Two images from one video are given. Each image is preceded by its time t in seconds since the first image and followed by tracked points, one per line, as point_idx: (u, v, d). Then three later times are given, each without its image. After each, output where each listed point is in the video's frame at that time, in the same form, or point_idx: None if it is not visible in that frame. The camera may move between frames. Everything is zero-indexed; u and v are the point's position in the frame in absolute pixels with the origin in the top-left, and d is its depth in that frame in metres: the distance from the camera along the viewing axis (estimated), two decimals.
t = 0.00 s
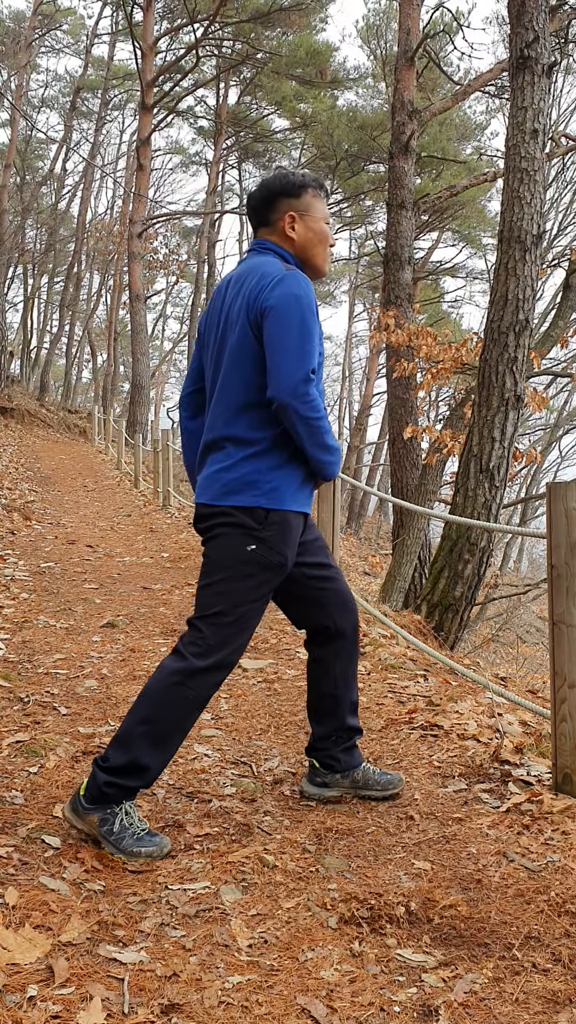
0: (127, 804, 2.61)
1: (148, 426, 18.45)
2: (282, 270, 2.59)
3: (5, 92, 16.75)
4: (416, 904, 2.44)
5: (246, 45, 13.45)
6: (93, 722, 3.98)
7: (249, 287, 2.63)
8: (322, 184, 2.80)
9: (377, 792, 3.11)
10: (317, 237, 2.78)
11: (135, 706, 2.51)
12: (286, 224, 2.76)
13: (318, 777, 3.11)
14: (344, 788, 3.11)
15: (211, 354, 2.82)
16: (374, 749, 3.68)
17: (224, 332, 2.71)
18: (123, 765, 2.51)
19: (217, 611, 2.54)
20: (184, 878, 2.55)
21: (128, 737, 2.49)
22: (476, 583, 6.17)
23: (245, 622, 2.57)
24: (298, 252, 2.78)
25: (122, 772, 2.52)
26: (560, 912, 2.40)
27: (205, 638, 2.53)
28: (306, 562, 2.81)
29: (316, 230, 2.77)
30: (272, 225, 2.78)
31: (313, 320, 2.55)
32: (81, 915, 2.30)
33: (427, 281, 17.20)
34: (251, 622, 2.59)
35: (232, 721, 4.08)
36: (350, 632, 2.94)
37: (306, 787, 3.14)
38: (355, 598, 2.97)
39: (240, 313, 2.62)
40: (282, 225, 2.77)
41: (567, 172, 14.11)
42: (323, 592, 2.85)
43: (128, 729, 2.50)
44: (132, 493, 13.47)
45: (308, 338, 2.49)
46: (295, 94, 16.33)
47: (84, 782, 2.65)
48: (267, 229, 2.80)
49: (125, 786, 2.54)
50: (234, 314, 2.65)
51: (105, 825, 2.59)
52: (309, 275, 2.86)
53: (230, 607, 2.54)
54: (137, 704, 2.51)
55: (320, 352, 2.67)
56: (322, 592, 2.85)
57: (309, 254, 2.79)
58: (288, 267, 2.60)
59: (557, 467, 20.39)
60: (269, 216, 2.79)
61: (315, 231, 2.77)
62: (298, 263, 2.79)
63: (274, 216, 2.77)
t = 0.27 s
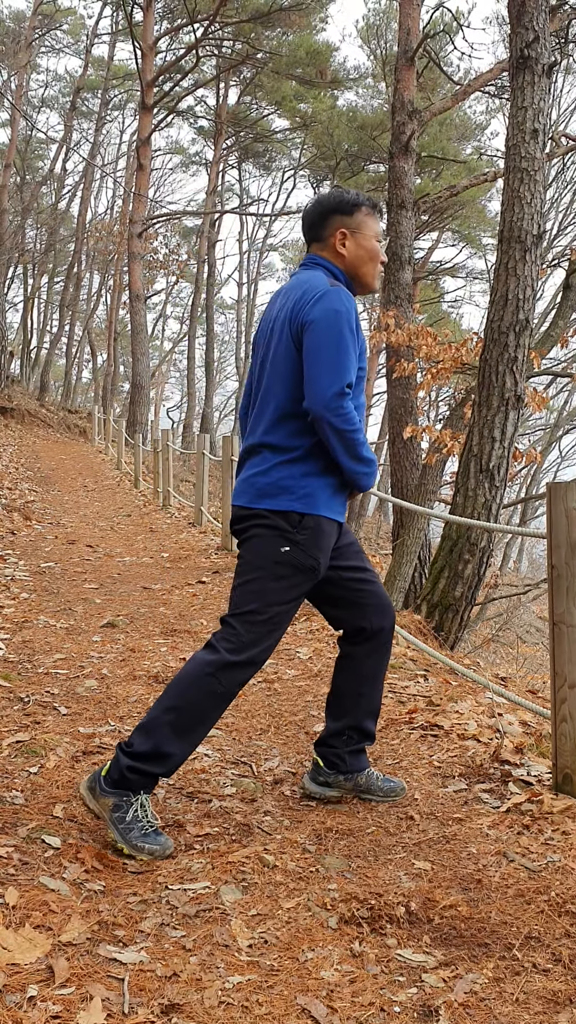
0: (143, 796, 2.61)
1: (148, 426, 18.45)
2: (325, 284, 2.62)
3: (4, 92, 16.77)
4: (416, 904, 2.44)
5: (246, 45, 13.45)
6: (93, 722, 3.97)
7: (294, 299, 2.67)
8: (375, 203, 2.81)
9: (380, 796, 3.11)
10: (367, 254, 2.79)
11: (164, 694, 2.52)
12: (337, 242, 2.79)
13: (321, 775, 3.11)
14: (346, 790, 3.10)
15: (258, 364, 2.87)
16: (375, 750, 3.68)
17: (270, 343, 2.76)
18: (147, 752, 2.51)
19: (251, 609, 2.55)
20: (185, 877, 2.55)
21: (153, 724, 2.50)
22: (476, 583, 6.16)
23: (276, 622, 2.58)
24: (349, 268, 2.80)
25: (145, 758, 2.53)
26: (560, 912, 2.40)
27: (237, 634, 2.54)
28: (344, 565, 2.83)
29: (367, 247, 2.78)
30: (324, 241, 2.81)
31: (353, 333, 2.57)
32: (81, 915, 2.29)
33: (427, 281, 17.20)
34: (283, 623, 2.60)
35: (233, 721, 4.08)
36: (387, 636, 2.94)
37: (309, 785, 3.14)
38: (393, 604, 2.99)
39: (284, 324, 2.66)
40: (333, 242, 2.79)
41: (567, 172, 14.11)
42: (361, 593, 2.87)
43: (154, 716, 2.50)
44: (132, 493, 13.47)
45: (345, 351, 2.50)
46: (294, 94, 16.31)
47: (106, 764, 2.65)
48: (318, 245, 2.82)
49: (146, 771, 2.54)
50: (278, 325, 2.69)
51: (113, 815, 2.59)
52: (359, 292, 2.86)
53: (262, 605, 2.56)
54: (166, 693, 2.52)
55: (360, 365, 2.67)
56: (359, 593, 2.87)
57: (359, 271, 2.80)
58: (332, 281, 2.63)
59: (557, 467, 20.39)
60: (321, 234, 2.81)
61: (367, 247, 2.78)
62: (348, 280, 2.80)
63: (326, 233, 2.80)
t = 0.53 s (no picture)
0: (148, 796, 2.61)
1: (148, 426, 18.45)
2: (327, 281, 2.62)
3: (4, 92, 16.75)
4: (417, 904, 2.44)
5: (247, 45, 13.44)
6: (93, 723, 3.96)
7: (297, 297, 2.68)
8: (384, 200, 2.80)
9: (381, 797, 3.11)
10: (376, 251, 2.79)
11: (167, 689, 2.52)
12: (345, 239, 2.79)
13: (321, 776, 3.11)
14: (349, 790, 3.10)
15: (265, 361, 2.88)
16: (375, 750, 3.67)
17: (275, 340, 2.77)
18: (151, 749, 2.50)
19: (252, 603, 2.55)
20: (186, 878, 2.55)
21: (159, 721, 2.49)
22: (477, 583, 6.16)
23: (278, 617, 2.58)
24: (356, 266, 2.80)
25: (150, 755, 2.52)
26: (560, 912, 2.40)
27: (238, 629, 2.54)
28: (344, 565, 2.83)
29: (375, 245, 2.78)
30: (332, 239, 2.81)
31: (355, 329, 2.56)
32: (82, 915, 2.29)
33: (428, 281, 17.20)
34: (283, 618, 2.60)
35: (233, 722, 4.07)
36: (386, 639, 2.94)
37: (309, 786, 3.14)
38: (394, 606, 2.98)
39: (288, 321, 2.67)
40: (341, 240, 2.79)
41: (568, 172, 14.10)
42: (361, 593, 2.87)
43: (159, 711, 2.50)
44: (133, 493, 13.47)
45: (345, 346, 2.50)
46: (296, 94, 16.27)
47: (113, 760, 2.65)
48: (326, 242, 2.82)
49: (151, 769, 2.54)
50: (283, 323, 2.70)
51: (118, 814, 2.59)
52: (367, 289, 2.86)
53: (263, 600, 2.55)
54: (169, 688, 2.51)
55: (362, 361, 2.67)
56: (360, 593, 2.87)
57: (367, 268, 2.80)
58: (334, 277, 2.62)
59: (558, 467, 20.37)
60: (329, 232, 2.81)
61: (375, 245, 2.78)
62: (355, 277, 2.80)
63: (334, 231, 2.80)
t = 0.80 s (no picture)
0: (149, 796, 2.60)
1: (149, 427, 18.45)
2: (318, 279, 2.62)
3: (5, 93, 16.75)
4: (417, 905, 2.43)
5: (247, 45, 13.43)
6: (94, 723, 3.96)
7: (288, 296, 2.68)
8: (377, 199, 2.80)
9: (381, 797, 3.11)
10: (367, 249, 2.79)
11: (166, 690, 2.51)
12: (336, 237, 2.78)
13: (320, 777, 3.11)
14: (350, 790, 3.10)
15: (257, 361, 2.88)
16: (375, 750, 3.67)
17: (267, 341, 2.77)
18: (152, 751, 2.50)
19: (249, 602, 2.55)
20: (186, 877, 2.55)
21: (158, 723, 2.49)
22: (477, 584, 6.16)
23: (275, 615, 2.58)
24: (348, 264, 2.80)
25: (150, 757, 2.52)
26: (561, 912, 2.40)
27: (235, 628, 2.54)
28: (340, 564, 2.83)
29: (367, 244, 2.78)
30: (323, 236, 2.80)
31: (346, 327, 2.56)
32: (82, 916, 2.29)
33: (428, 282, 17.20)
34: (280, 617, 2.60)
35: (234, 722, 4.07)
36: (382, 638, 2.93)
37: (309, 786, 3.14)
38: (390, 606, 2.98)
39: (279, 321, 2.67)
40: (332, 237, 2.79)
41: (569, 172, 14.10)
42: (357, 593, 2.87)
43: (158, 712, 2.49)
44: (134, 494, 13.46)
45: (337, 344, 2.49)
46: (296, 94, 16.21)
47: (114, 762, 2.65)
48: (318, 239, 2.82)
49: (152, 771, 2.53)
50: (275, 323, 2.70)
51: (118, 815, 2.59)
52: (358, 287, 2.86)
53: (260, 599, 2.55)
54: (167, 688, 2.51)
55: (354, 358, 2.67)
56: (355, 593, 2.87)
57: (358, 265, 2.80)
58: (325, 276, 2.62)
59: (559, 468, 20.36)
60: (321, 229, 2.81)
61: (366, 243, 2.78)
62: (346, 273, 2.80)
63: (326, 228, 2.79)
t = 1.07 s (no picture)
0: (150, 796, 2.61)
1: (149, 427, 18.43)
2: (308, 281, 2.63)
3: (5, 93, 16.78)
4: (416, 905, 2.44)
5: (246, 45, 13.43)
6: (94, 723, 3.97)
7: (279, 300, 2.69)
8: (378, 208, 2.74)
9: (380, 797, 3.11)
10: (364, 263, 2.77)
11: (166, 691, 2.52)
12: (334, 249, 2.75)
13: (320, 778, 3.11)
14: (350, 792, 3.11)
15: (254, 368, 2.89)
16: (375, 751, 3.66)
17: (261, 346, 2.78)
18: (151, 752, 2.51)
19: (249, 602, 2.55)
20: (185, 877, 2.56)
21: (159, 723, 2.49)
22: (477, 584, 6.16)
23: (275, 615, 2.58)
24: (344, 275, 2.79)
25: (149, 757, 2.52)
26: (561, 912, 2.40)
27: (235, 628, 2.54)
28: (342, 565, 2.84)
29: (365, 256, 2.76)
30: (322, 247, 2.76)
31: (337, 324, 2.56)
32: (82, 916, 2.29)
33: (428, 282, 17.20)
34: (280, 617, 2.60)
35: (234, 723, 4.07)
36: (384, 640, 2.93)
37: (308, 788, 3.14)
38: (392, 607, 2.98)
39: (272, 325, 2.69)
40: (331, 249, 2.75)
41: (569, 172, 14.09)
42: (359, 593, 2.87)
43: (158, 713, 2.50)
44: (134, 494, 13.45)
45: (327, 342, 2.50)
46: (296, 94, 16.18)
47: (113, 763, 2.65)
48: (315, 249, 2.78)
49: (152, 771, 2.54)
50: (267, 327, 2.71)
51: (117, 816, 2.59)
52: (352, 290, 2.86)
53: (259, 599, 2.56)
54: (168, 689, 2.52)
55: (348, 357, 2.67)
56: (357, 594, 2.87)
57: (354, 276, 2.80)
58: (314, 277, 2.63)
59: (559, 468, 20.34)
60: (320, 237, 2.76)
61: (364, 257, 2.76)
62: (341, 282, 2.80)
63: (324, 240, 2.75)
